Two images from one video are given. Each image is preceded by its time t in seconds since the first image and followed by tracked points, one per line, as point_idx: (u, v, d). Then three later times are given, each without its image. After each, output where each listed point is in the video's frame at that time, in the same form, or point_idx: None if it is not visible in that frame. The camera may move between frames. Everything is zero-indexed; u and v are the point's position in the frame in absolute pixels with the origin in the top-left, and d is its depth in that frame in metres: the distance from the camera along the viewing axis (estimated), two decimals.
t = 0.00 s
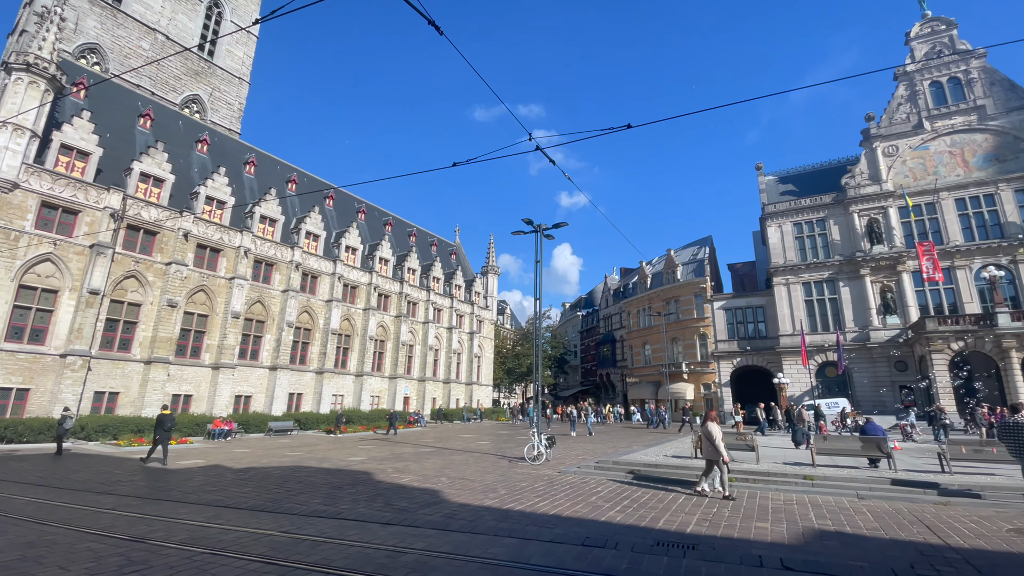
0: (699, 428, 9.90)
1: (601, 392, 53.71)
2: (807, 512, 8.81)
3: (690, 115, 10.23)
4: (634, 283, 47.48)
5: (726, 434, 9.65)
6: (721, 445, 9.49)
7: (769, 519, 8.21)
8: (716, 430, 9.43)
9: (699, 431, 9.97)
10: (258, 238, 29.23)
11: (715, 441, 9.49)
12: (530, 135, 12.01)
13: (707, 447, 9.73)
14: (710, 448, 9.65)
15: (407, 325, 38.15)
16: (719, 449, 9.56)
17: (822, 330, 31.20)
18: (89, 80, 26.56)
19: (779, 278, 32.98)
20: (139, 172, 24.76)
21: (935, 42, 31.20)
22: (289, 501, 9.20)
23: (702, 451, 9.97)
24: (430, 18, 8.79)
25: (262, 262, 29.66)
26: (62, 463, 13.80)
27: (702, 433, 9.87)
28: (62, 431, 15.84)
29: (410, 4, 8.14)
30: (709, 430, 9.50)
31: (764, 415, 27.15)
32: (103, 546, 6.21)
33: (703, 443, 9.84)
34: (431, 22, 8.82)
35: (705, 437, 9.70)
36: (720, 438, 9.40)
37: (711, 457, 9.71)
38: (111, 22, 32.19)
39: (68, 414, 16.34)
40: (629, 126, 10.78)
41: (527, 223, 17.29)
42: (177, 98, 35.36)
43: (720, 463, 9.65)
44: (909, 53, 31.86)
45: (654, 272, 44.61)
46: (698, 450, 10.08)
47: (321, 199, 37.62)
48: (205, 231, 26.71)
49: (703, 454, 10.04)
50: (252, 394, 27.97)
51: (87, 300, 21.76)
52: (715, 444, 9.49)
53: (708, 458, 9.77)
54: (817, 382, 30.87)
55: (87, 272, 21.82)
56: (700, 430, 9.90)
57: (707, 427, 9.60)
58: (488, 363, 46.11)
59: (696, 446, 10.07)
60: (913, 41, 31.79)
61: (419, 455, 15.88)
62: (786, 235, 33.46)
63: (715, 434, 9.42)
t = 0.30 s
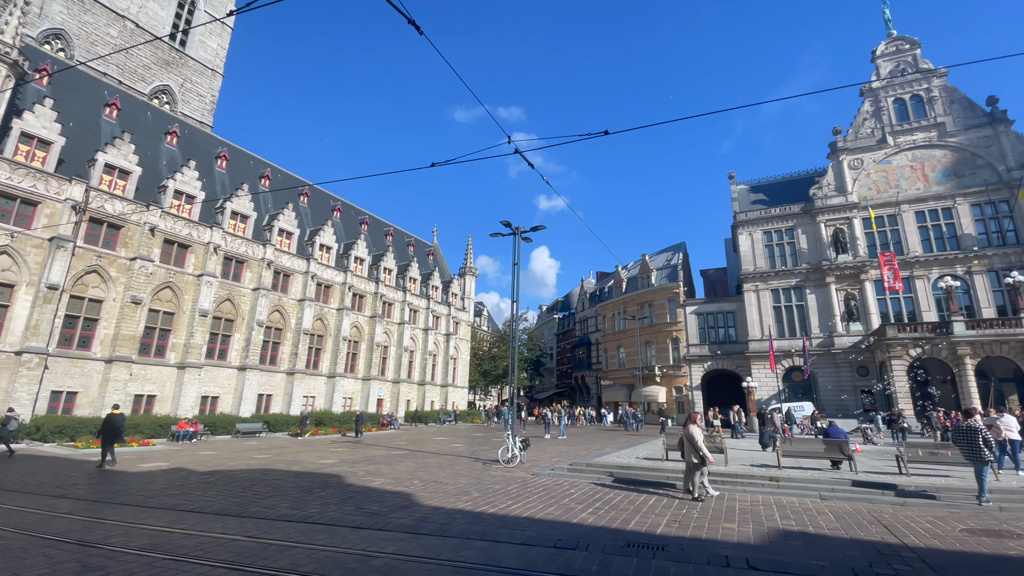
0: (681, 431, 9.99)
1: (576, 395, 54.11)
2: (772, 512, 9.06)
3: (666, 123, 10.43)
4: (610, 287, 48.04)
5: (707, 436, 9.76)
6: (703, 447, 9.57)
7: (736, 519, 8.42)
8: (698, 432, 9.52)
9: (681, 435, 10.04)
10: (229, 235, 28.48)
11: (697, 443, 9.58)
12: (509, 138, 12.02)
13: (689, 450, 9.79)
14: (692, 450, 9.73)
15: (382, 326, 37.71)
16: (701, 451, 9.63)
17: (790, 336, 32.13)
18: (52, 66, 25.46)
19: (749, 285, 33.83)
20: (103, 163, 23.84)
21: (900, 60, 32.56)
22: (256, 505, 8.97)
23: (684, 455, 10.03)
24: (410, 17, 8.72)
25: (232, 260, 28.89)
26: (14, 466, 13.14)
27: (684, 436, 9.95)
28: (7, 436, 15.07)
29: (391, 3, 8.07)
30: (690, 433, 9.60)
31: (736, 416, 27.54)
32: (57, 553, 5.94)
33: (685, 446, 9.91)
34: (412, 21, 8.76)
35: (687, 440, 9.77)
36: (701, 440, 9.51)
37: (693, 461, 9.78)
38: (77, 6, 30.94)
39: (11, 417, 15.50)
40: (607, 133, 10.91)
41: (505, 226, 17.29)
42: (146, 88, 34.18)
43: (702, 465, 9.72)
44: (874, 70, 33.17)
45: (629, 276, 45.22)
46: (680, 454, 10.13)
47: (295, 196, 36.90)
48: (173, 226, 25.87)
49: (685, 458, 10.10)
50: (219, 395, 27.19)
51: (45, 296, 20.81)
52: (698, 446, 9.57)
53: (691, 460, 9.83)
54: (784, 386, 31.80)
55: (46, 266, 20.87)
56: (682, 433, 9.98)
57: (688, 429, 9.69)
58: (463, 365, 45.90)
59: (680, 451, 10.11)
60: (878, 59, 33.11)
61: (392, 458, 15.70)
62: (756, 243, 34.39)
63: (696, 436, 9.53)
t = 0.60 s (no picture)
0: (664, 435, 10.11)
1: (552, 397, 54.35)
2: (741, 513, 9.27)
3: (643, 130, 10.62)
4: (587, 290, 48.44)
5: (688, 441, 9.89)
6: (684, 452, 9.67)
7: (706, 520, 8.59)
8: (680, 437, 9.64)
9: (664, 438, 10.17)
10: (198, 230, 27.67)
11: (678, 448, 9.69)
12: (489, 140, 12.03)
13: (670, 454, 9.93)
14: (672, 454, 9.86)
15: (357, 326, 37.17)
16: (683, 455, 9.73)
17: (759, 341, 32.97)
18: (12, 51, 24.36)
19: (721, 290, 34.58)
20: (66, 153, 22.92)
21: (867, 76, 33.82)
22: (223, 509, 8.73)
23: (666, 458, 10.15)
24: (391, 15, 8.64)
25: (202, 256, 28.07)
26: None
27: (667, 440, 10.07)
28: None
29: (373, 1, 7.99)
30: (672, 437, 9.71)
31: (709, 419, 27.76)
32: (8, 560, 5.67)
33: (667, 450, 10.03)
34: (392, 19, 8.69)
35: (669, 444, 9.89)
36: (683, 445, 9.63)
37: (675, 464, 9.89)
38: None
39: None
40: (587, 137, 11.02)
41: (484, 227, 17.26)
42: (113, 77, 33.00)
43: (683, 469, 9.85)
44: (843, 85, 34.37)
45: (606, 280, 45.71)
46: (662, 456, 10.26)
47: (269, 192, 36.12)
48: (139, 220, 25.01)
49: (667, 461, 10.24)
50: (185, 395, 26.36)
51: None
52: (678, 451, 9.71)
53: (672, 464, 9.97)
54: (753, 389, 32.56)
55: (1, 259, 19.90)
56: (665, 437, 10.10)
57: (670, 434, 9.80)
58: (440, 367, 45.58)
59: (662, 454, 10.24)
60: (847, 75, 34.32)
61: (365, 460, 15.49)
62: (729, 249, 35.21)
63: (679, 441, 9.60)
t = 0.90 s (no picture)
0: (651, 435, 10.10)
1: (529, 398, 54.48)
2: (712, 514, 9.44)
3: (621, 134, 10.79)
4: (566, 293, 48.75)
5: (674, 442, 9.87)
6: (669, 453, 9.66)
7: (678, 521, 8.72)
8: (666, 436, 9.66)
9: (650, 438, 10.16)
10: (168, 225, 26.85)
11: (664, 447, 9.68)
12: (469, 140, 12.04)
13: (657, 454, 9.90)
14: (658, 454, 9.83)
15: (332, 326, 36.58)
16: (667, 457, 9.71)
17: (732, 345, 33.69)
18: None
19: (696, 294, 35.24)
20: (28, 141, 21.99)
21: (838, 90, 34.98)
22: (189, 512, 8.46)
23: (651, 459, 10.11)
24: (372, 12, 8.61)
25: (171, 252, 27.23)
26: None
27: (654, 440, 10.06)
28: None
29: None
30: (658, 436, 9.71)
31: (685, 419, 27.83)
32: None
33: (653, 450, 10.01)
34: (373, 17, 8.65)
35: (656, 444, 9.87)
36: (668, 444, 9.63)
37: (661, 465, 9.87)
38: None
39: None
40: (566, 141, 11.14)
41: (463, 228, 17.19)
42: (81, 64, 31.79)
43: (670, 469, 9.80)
44: (815, 97, 35.47)
45: (584, 283, 46.09)
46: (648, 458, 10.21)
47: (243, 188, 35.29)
48: (106, 214, 24.15)
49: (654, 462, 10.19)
50: (151, 395, 25.51)
51: None
52: (663, 451, 9.68)
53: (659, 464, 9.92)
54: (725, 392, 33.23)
55: None
56: (652, 437, 10.09)
57: (656, 433, 9.80)
58: (416, 368, 45.17)
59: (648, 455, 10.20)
60: (818, 88, 35.42)
61: (338, 462, 15.25)
62: (704, 255, 35.93)
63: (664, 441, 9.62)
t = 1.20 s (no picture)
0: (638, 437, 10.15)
1: (507, 399, 54.51)
2: (685, 514, 9.61)
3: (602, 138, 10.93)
4: (545, 294, 48.96)
5: (661, 444, 9.93)
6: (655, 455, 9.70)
7: (651, 521, 8.85)
8: (652, 438, 9.72)
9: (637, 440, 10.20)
10: (138, 218, 26.03)
11: (650, 448, 9.71)
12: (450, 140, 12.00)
13: (644, 456, 9.92)
14: (646, 456, 9.84)
15: (307, 325, 35.95)
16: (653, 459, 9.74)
17: (706, 348, 34.32)
18: None
19: (672, 297, 35.78)
20: None
21: (811, 101, 36.02)
22: (155, 515, 8.21)
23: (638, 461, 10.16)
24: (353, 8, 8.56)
25: (140, 246, 26.39)
26: None
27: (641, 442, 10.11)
28: None
29: None
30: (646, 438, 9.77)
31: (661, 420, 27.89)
32: None
33: (640, 452, 10.02)
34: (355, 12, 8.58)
35: (643, 446, 9.91)
36: (654, 446, 9.68)
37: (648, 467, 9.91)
38: None
39: None
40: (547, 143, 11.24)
41: (444, 228, 17.03)
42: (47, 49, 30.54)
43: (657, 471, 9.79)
44: (790, 108, 36.46)
45: (564, 285, 46.39)
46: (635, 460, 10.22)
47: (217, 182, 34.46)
48: (71, 205, 23.30)
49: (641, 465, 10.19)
50: (117, 394, 24.67)
51: None
52: (649, 453, 9.74)
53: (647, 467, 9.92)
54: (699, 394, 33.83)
55: None
56: (638, 439, 10.13)
57: (644, 434, 9.87)
58: (394, 368, 44.70)
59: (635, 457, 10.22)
60: (793, 99, 36.43)
61: (312, 464, 14.99)
62: (680, 259, 36.55)
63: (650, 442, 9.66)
